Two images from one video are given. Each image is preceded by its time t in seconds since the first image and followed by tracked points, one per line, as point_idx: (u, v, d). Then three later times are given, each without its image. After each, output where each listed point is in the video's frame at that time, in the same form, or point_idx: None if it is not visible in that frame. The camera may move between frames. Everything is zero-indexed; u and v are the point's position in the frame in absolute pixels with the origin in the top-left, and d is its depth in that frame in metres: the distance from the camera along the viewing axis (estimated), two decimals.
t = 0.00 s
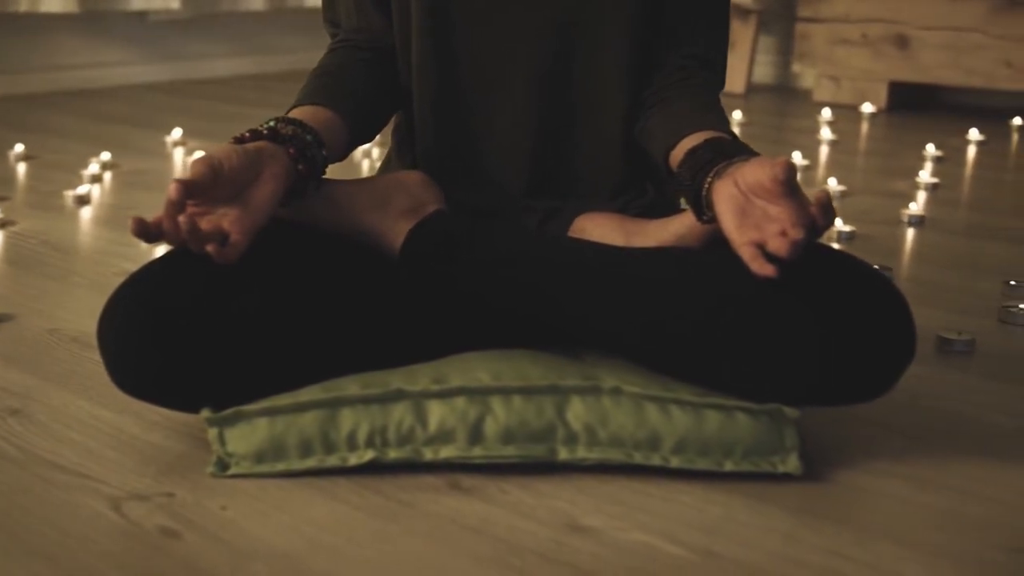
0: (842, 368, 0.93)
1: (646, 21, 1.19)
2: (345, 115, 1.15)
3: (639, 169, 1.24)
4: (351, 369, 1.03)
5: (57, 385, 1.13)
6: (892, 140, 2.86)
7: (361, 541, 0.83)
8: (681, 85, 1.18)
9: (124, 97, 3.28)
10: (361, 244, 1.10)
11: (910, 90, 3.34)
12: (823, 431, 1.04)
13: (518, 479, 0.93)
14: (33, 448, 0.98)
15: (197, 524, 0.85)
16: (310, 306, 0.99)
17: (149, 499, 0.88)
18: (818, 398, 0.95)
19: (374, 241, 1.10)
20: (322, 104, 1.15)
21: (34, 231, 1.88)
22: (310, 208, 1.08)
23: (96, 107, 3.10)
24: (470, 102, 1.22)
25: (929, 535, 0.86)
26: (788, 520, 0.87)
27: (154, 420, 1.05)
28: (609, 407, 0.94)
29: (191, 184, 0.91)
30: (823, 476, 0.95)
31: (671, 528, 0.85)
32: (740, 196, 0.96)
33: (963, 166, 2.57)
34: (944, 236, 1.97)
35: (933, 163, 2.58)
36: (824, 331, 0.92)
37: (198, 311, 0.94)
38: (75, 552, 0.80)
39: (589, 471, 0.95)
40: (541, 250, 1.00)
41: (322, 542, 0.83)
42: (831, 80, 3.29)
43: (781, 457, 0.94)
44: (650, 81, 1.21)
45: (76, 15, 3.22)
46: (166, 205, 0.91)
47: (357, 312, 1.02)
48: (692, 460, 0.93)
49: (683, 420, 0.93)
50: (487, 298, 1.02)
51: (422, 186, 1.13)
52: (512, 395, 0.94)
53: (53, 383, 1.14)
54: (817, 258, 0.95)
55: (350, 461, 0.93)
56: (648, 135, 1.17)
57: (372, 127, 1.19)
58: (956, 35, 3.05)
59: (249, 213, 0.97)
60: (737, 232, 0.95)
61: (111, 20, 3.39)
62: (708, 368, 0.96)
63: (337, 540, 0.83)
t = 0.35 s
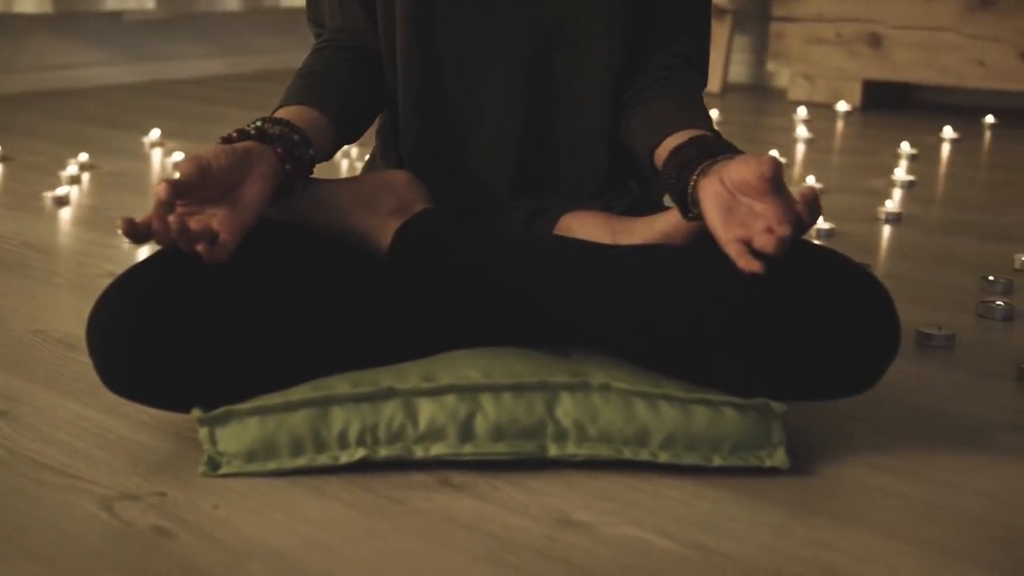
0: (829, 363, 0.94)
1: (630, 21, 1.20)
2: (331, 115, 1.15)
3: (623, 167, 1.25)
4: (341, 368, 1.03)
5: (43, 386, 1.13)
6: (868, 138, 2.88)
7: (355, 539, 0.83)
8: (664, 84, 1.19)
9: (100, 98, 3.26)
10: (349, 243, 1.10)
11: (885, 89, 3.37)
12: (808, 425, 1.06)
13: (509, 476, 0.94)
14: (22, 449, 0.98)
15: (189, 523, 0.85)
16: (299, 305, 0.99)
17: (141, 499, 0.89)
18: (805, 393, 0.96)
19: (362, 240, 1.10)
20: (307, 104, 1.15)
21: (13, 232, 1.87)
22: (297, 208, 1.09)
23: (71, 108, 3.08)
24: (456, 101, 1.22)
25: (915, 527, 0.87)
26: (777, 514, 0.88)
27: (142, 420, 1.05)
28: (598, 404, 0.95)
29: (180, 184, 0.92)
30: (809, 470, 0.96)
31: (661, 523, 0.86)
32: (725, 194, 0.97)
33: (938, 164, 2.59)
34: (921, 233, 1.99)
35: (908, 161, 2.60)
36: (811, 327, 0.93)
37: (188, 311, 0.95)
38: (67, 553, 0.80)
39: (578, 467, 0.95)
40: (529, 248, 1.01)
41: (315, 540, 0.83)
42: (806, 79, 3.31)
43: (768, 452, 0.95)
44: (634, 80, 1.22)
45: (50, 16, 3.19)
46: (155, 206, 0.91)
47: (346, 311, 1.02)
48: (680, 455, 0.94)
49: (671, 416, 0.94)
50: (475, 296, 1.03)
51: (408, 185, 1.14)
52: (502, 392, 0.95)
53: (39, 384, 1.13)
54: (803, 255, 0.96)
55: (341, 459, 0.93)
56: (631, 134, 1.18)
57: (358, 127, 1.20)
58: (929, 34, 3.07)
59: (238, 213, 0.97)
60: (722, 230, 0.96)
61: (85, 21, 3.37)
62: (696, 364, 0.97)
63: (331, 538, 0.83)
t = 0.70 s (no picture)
0: (815, 359, 0.95)
1: (616, 21, 1.21)
2: (318, 115, 1.16)
3: (609, 167, 1.25)
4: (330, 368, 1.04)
5: (30, 388, 1.12)
6: (847, 137, 2.90)
7: (348, 537, 0.84)
8: (650, 84, 1.20)
9: (78, 99, 3.25)
10: (337, 242, 1.11)
11: (862, 88, 3.40)
12: (794, 421, 1.07)
13: (499, 474, 0.94)
14: (11, 450, 0.97)
15: (182, 523, 0.85)
16: (289, 305, 1.00)
17: (132, 499, 0.89)
18: (791, 390, 0.97)
19: (350, 240, 1.10)
20: (294, 105, 1.15)
21: None
22: (285, 208, 1.09)
23: (49, 110, 3.06)
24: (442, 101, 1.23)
25: (902, 520, 0.88)
26: (766, 509, 0.89)
27: (131, 421, 1.04)
28: (588, 401, 0.95)
29: (170, 185, 0.92)
30: (796, 465, 0.97)
31: (652, 518, 0.87)
32: (713, 192, 0.98)
33: (915, 162, 2.62)
34: (900, 231, 2.01)
35: (886, 160, 2.62)
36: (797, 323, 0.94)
37: (178, 312, 0.95)
38: (60, 553, 0.80)
39: (568, 464, 0.96)
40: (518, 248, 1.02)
41: (308, 538, 0.83)
42: (783, 78, 3.33)
43: (757, 447, 0.96)
44: (619, 80, 1.23)
45: (26, 16, 3.17)
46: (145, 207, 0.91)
47: (335, 311, 1.02)
48: (669, 452, 0.95)
49: (660, 412, 0.95)
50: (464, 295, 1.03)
51: (395, 185, 1.14)
52: (491, 390, 0.95)
53: (26, 386, 1.13)
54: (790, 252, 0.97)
55: (332, 459, 0.94)
56: (617, 133, 1.18)
57: (345, 127, 1.20)
58: (905, 34, 3.10)
59: (228, 214, 0.97)
60: (710, 228, 0.97)
61: (62, 22, 3.35)
62: (684, 361, 0.98)
63: (324, 536, 0.84)
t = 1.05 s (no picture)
0: (802, 356, 0.96)
1: (600, 21, 1.22)
2: (305, 116, 1.16)
3: (594, 166, 1.26)
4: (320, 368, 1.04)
5: (17, 390, 1.12)
6: (825, 136, 2.92)
7: (342, 535, 0.84)
8: (634, 84, 1.20)
9: (54, 100, 3.23)
10: (325, 242, 1.11)
11: (838, 87, 3.42)
12: (780, 417, 1.08)
13: (491, 472, 0.95)
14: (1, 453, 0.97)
15: (176, 523, 0.85)
16: (279, 306, 1.00)
17: (125, 500, 0.89)
18: (778, 386, 0.98)
19: (338, 240, 1.11)
20: (281, 105, 1.15)
21: None
22: (273, 209, 1.09)
23: (26, 111, 3.04)
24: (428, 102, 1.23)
25: (889, 513, 0.89)
26: (755, 504, 0.90)
27: (121, 422, 1.04)
28: (577, 399, 0.96)
29: (159, 186, 0.92)
30: (783, 460, 0.98)
31: (643, 514, 0.88)
32: (699, 191, 0.99)
33: (892, 161, 2.64)
34: (879, 228, 2.02)
35: (863, 158, 2.65)
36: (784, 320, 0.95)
37: (169, 312, 0.95)
38: (54, 554, 0.80)
39: (558, 461, 0.97)
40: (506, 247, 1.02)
41: (303, 537, 0.84)
42: (760, 77, 3.35)
43: (744, 443, 0.97)
44: (604, 80, 1.24)
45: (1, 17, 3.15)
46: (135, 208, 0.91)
47: (324, 311, 1.03)
48: (659, 448, 0.96)
49: (649, 409, 0.96)
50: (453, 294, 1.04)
51: (383, 185, 1.15)
52: (482, 389, 0.96)
53: (13, 388, 1.13)
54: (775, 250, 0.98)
55: (324, 458, 0.94)
56: (602, 132, 1.19)
57: (331, 128, 1.20)
58: (880, 32, 3.13)
59: (217, 215, 0.97)
60: (697, 227, 0.98)
61: (38, 22, 3.33)
62: (672, 359, 0.99)
63: (318, 535, 0.84)
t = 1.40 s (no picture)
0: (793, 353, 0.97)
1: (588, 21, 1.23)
2: (295, 116, 1.16)
3: (584, 165, 1.27)
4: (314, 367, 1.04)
5: (9, 391, 1.12)
6: (808, 135, 2.94)
7: (339, 533, 0.85)
8: (624, 84, 1.21)
9: (36, 101, 3.21)
10: (318, 242, 1.11)
11: (820, 86, 3.44)
12: (770, 414, 1.09)
13: (485, 469, 0.95)
14: None
15: (172, 522, 0.86)
16: (273, 306, 1.01)
17: (121, 500, 0.89)
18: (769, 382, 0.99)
19: (331, 240, 1.11)
20: (271, 105, 1.16)
21: None
22: (264, 209, 1.09)
23: (8, 112, 3.03)
24: (419, 102, 1.24)
25: (880, 508, 0.90)
26: (748, 499, 0.91)
27: (115, 423, 1.05)
28: (571, 397, 0.97)
29: (153, 187, 0.92)
30: (775, 456, 0.99)
31: (638, 510, 0.89)
32: (690, 190, 1.00)
33: (875, 159, 2.66)
34: (863, 227, 2.04)
35: (846, 157, 2.66)
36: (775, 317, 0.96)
37: (164, 311, 0.95)
38: (52, 555, 0.80)
39: (552, 459, 0.97)
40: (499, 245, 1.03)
41: (301, 536, 0.84)
42: (742, 77, 3.36)
43: (737, 440, 0.98)
44: (592, 79, 1.24)
45: None
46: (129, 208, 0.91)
47: (317, 311, 1.03)
48: (652, 445, 0.97)
49: (642, 407, 0.97)
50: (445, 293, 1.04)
51: (374, 186, 1.15)
52: (476, 387, 0.97)
53: (4, 390, 1.12)
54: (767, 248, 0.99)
55: (319, 457, 0.94)
56: (592, 132, 1.20)
57: (321, 128, 1.21)
58: (861, 32, 3.14)
59: (211, 215, 0.97)
60: (688, 225, 0.99)
61: (18, 23, 3.32)
62: (664, 357, 1.00)
63: (315, 533, 0.84)
